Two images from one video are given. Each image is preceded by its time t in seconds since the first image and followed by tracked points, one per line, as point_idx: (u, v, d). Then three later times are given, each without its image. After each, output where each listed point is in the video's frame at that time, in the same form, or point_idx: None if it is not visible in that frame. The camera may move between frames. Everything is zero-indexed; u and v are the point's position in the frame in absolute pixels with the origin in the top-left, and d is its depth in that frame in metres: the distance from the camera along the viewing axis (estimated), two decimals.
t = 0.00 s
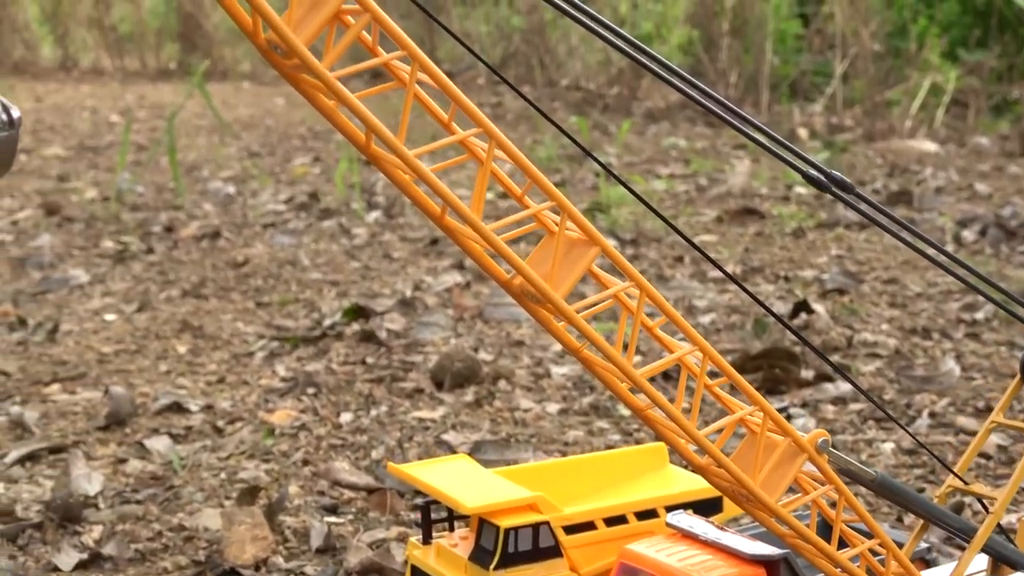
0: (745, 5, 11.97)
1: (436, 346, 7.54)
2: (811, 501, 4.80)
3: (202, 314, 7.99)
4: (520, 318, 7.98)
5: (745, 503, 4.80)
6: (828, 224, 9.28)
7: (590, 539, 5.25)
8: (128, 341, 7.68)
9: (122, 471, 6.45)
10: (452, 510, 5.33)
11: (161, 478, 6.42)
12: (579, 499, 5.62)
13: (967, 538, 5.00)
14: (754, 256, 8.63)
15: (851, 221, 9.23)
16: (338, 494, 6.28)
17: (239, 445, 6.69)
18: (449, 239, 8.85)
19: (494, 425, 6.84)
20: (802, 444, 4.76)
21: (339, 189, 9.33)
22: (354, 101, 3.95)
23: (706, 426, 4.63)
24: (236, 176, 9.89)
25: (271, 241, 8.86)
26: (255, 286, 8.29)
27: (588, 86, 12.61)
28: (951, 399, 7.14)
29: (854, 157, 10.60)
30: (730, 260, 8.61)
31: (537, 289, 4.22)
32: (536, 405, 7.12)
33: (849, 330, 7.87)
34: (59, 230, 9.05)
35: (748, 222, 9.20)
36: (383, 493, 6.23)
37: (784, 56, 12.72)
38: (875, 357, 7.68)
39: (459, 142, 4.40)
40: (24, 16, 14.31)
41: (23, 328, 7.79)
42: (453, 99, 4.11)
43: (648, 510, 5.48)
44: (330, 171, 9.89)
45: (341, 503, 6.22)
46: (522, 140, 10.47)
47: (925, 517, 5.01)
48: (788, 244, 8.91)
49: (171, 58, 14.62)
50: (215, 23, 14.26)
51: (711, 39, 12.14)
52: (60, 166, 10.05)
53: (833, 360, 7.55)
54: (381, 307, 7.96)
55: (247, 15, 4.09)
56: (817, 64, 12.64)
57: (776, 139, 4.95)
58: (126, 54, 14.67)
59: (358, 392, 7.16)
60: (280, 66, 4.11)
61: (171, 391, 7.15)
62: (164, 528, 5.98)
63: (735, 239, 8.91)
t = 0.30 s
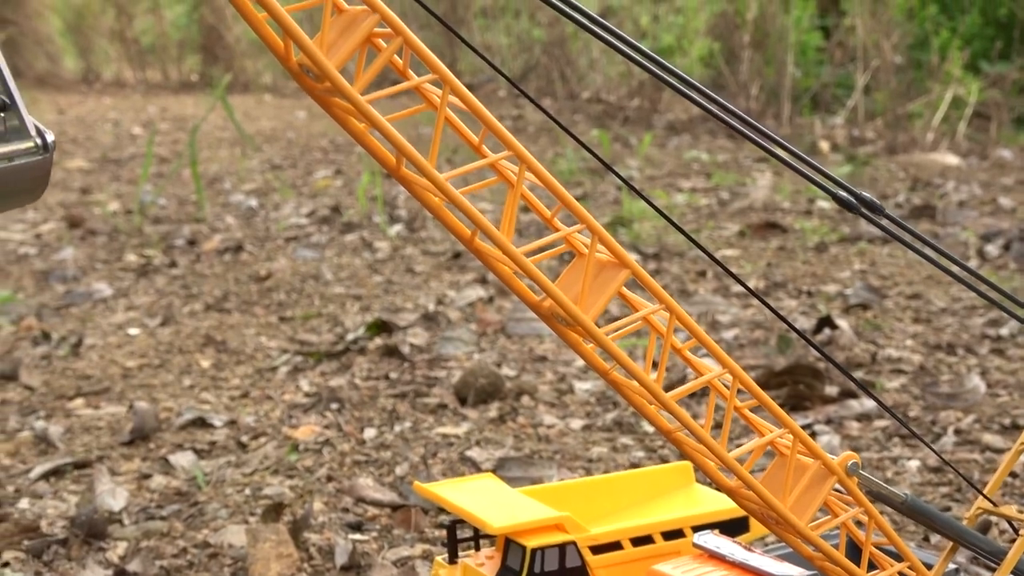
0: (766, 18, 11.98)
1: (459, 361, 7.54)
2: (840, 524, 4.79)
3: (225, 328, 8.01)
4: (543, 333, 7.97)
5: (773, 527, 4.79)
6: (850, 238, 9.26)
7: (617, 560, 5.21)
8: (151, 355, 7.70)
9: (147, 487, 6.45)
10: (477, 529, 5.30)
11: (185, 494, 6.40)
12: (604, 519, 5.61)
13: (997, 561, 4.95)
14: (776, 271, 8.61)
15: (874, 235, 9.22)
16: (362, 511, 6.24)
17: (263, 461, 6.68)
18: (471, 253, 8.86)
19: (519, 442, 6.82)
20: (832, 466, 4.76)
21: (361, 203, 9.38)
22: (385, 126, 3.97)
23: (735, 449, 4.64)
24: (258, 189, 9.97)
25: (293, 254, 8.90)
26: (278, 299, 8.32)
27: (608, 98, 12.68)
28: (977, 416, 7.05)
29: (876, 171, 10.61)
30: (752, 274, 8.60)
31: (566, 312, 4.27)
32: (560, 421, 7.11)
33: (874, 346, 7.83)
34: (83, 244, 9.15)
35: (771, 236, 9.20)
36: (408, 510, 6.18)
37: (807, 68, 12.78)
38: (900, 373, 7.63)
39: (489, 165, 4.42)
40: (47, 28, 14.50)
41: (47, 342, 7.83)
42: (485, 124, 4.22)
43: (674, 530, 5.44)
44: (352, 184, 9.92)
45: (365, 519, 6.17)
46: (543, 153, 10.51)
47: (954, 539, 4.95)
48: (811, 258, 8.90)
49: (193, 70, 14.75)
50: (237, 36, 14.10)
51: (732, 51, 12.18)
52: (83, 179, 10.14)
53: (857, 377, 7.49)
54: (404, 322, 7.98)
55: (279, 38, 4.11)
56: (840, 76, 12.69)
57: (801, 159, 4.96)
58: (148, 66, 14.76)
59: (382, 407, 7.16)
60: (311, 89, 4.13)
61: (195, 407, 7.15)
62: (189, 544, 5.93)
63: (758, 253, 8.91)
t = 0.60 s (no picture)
0: (785, 31, 12.02)
1: (479, 379, 7.54)
2: (865, 552, 4.87)
3: (245, 344, 8.03)
4: (563, 350, 7.97)
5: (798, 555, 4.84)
6: (870, 254, 9.24)
7: None
8: (172, 371, 7.72)
9: (167, 506, 6.42)
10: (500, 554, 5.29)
11: (206, 513, 6.35)
12: (626, 543, 5.59)
13: None
14: (797, 287, 8.59)
15: (894, 251, 9.20)
16: (383, 531, 6.18)
17: (284, 480, 6.65)
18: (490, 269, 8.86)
19: (540, 462, 6.79)
20: (858, 495, 4.86)
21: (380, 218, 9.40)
22: (412, 157, 3.98)
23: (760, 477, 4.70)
24: (277, 203, 10.01)
25: (313, 269, 8.93)
26: (298, 315, 8.34)
27: (627, 111, 12.73)
28: (1000, 437, 6.99)
29: (896, 185, 10.59)
30: (772, 291, 8.59)
31: (592, 340, 4.25)
32: (580, 440, 7.09)
33: (895, 364, 7.78)
34: (104, 258, 9.21)
35: (791, 252, 9.20)
36: (429, 531, 6.11)
37: (826, 81, 12.79)
38: (921, 392, 7.58)
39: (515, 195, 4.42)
40: (68, 41, 14.64)
41: (68, 358, 7.86)
42: (509, 152, 4.22)
43: (697, 554, 5.41)
44: (371, 198, 9.95)
45: (386, 539, 6.11)
46: (562, 168, 10.54)
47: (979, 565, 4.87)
48: (831, 275, 8.88)
49: (213, 82, 14.85)
50: (256, 49, 14.21)
51: (751, 65, 12.23)
52: (104, 192, 10.20)
53: (878, 396, 7.43)
54: (423, 338, 7.99)
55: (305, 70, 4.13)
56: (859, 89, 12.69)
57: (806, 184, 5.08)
58: (168, 79, 14.83)
59: (402, 425, 7.14)
60: (337, 120, 4.15)
61: (215, 424, 7.14)
62: (209, 564, 5.86)
63: (778, 269, 8.91)
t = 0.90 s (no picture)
0: (804, 43, 12.14)
1: (500, 394, 7.53)
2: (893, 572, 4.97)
3: (266, 357, 8.03)
4: (583, 364, 7.97)
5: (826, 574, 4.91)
6: (891, 268, 9.22)
7: None
8: (192, 384, 7.73)
9: (189, 519, 6.40)
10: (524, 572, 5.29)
11: (228, 526, 6.33)
12: (652, 561, 5.55)
13: None
14: (817, 302, 8.58)
15: (914, 265, 9.18)
16: (405, 546, 6.13)
17: (305, 493, 6.62)
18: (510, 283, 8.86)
19: (561, 478, 6.76)
20: (886, 515, 4.92)
21: (400, 230, 9.44)
22: (443, 178, 3.98)
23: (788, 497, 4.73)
24: (296, 215, 10.05)
25: (333, 282, 8.95)
26: (318, 327, 8.36)
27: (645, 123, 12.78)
28: None
29: (915, 199, 10.57)
30: (793, 305, 8.57)
31: (621, 360, 4.28)
32: (601, 455, 7.06)
33: (917, 379, 7.73)
34: (124, 269, 9.25)
35: (812, 266, 9.19)
36: (451, 546, 6.06)
37: (845, 94, 12.83)
38: (944, 408, 7.51)
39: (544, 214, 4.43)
40: (88, 53, 14.75)
41: (88, 370, 7.87)
42: (538, 171, 4.21)
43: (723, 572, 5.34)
44: (390, 211, 9.99)
45: (408, 554, 6.06)
46: (580, 180, 10.55)
47: None
48: (852, 289, 8.85)
49: (231, 94, 14.93)
50: (275, 60, 14.37)
51: (770, 77, 12.31)
52: (124, 203, 10.24)
53: (900, 411, 7.37)
54: (444, 351, 7.99)
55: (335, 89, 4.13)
56: (878, 102, 12.70)
57: (826, 197, 5.12)
58: (187, 90, 14.90)
59: (423, 439, 7.13)
60: (366, 138, 4.15)
61: (236, 437, 7.14)
62: None
63: (798, 283, 8.90)
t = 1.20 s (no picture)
0: (822, 54, 12.18)
1: (520, 407, 7.51)
2: None
3: (286, 369, 8.04)
4: (603, 377, 7.94)
5: None
6: (911, 281, 9.19)
7: None
8: (213, 396, 7.74)
9: (210, 532, 6.38)
10: None
11: (248, 540, 6.30)
12: None
13: None
14: (837, 315, 8.55)
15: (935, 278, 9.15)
16: (426, 560, 6.08)
17: (326, 506, 6.60)
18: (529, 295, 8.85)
19: (583, 492, 6.73)
20: (915, 535, 4.93)
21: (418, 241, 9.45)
22: (474, 197, 3.97)
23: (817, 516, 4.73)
24: (315, 226, 10.07)
25: (352, 294, 8.96)
26: (338, 340, 8.36)
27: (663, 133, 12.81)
28: None
29: (935, 212, 10.54)
30: (813, 318, 8.55)
31: (649, 379, 4.30)
32: (622, 468, 7.03)
33: (939, 393, 7.68)
34: (144, 280, 9.27)
35: (832, 279, 9.17)
36: (473, 560, 5.99)
37: (863, 105, 12.83)
38: (966, 423, 7.46)
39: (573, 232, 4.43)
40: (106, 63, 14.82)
41: (109, 381, 7.88)
42: (569, 191, 4.20)
43: None
44: (408, 222, 10.00)
45: (430, 568, 6.02)
46: (599, 191, 10.54)
47: None
48: (872, 301, 8.82)
49: (249, 105, 15.01)
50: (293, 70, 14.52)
51: (788, 88, 12.33)
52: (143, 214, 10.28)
53: (922, 426, 7.33)
54: (463, 364, 7.98)
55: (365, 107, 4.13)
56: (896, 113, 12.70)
57: (847, 211, 5.09)
58: (206, 100, 15.01)
59: (443, 452, 7.12)
60: (395, 156, 4.15)
61: (257, 450, 7.14)
62: None
63: (818, 296, 8.87)
